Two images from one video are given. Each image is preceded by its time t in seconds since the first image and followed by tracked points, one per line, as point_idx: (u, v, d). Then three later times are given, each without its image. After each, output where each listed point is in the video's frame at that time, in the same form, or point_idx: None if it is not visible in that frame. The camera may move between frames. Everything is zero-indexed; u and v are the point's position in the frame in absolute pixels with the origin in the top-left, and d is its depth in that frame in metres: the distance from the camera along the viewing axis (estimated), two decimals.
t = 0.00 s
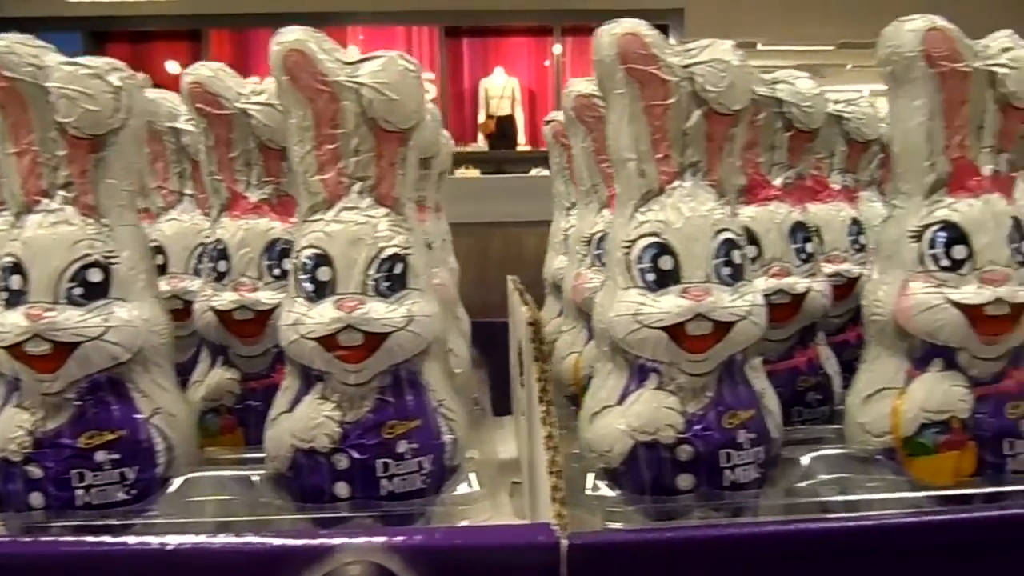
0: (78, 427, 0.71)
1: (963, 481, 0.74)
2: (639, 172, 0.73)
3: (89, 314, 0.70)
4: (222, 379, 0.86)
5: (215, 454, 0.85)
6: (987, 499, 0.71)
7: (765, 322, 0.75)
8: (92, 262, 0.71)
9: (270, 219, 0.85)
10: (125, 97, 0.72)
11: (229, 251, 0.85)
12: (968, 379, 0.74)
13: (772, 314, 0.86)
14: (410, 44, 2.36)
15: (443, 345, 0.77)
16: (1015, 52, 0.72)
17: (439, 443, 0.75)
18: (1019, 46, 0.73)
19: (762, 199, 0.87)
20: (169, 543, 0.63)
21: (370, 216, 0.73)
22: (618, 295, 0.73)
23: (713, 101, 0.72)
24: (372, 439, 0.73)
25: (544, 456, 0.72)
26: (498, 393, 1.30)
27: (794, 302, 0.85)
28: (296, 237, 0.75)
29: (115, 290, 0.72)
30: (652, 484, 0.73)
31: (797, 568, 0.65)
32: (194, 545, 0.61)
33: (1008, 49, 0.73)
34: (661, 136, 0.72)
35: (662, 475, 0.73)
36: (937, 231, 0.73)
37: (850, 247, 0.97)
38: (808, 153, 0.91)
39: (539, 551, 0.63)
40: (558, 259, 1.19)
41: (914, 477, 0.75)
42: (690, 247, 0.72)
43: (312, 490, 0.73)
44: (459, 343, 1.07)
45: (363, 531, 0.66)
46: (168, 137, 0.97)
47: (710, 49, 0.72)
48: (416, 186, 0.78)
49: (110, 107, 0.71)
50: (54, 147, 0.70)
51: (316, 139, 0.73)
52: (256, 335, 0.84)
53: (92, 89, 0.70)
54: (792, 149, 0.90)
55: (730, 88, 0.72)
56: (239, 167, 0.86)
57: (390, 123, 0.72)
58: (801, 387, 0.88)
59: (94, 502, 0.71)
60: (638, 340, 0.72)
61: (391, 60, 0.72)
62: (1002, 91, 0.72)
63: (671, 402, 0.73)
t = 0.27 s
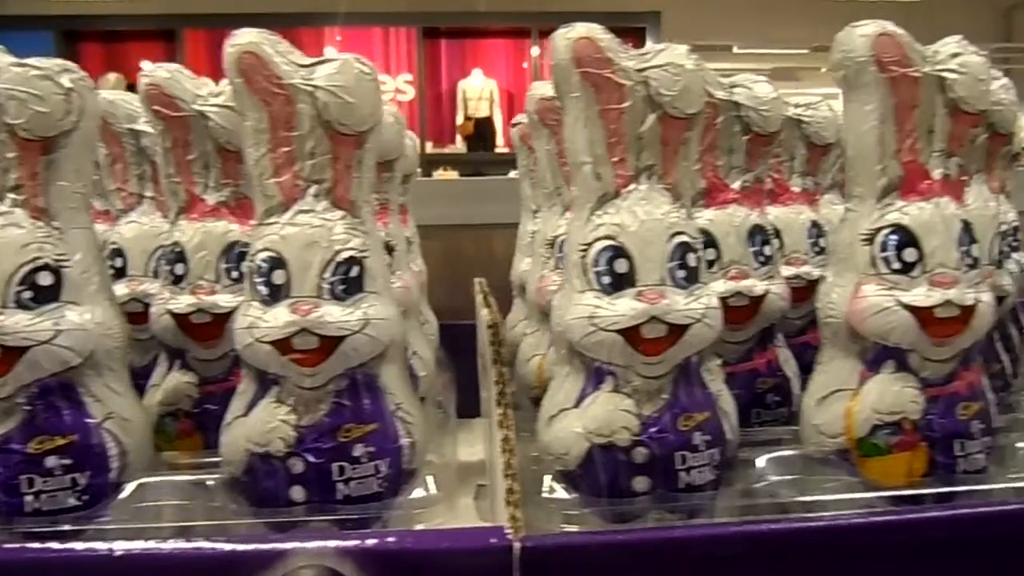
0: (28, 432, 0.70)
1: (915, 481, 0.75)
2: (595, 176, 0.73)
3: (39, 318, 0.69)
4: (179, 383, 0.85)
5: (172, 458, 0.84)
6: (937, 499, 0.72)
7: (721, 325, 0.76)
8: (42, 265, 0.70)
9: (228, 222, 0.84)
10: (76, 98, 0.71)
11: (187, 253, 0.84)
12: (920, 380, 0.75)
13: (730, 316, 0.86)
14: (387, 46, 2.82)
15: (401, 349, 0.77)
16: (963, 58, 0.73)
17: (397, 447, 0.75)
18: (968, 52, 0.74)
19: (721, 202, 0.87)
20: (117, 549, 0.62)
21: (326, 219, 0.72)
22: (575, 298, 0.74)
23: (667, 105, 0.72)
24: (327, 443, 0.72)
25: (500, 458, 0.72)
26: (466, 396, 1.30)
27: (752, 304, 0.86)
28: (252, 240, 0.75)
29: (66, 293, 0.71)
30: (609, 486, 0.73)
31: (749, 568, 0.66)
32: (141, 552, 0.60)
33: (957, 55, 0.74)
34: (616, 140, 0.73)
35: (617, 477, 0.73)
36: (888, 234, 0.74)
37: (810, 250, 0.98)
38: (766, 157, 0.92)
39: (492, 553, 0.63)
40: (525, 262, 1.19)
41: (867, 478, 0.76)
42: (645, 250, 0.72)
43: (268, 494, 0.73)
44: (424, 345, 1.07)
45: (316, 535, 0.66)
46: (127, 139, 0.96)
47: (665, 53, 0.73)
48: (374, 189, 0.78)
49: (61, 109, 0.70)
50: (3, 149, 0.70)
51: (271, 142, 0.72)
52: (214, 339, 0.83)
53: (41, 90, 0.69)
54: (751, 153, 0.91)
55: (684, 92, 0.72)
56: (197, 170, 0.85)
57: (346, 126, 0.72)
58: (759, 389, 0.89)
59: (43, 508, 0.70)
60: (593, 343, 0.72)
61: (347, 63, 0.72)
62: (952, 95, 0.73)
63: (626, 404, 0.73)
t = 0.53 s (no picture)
0: None
1: (871, 483, 0.76)
2: (554, 179, 0.74)
3: None
4: (138, 387, 0.85)
5: (130, 463, 0.83)
6: (892, 500, 0.72)
7: (680, 327, 0.76)
8: None
9: (188, 224, 0.84)
10: (29, 99, 0.70)
11: (146, 256, 0.83)
12: (875, 383, 0.76)
13: (693, 318, 0.87)
14: (366, 49, 2.98)
15: (361, 352, 0.77)
16: (917, 64, 0.74)
17: (356, 450, 0.75)
18: (921, 57, 0.75)
19: (682, 205, 0.88)
20: (67, 555, 0.62)
21: (284, 222, 0.72)
22: (534, 301, 0.74)
23: (625, 109, 0.72)
24: (285, 446, 0.72)
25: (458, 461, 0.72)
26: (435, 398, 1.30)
27: (714, 307, 0.87)
28: (209, 243, 0.74)
29: (19, 296, 0.70)
30: (567, 489, 0.73)
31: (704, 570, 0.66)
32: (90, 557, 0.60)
33: (911, 60, 0.75)
34: (575, 144, 0.73)
35: (576, 480, 0.73)
36: (844, 238, 0.75)
37: (774, 253, 0.99)
38: (728, 161, 0.92)
39: (446, 557, 0.63)
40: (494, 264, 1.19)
41: (824, 479, 0.77)
42: (603, 253, 0.72)
43: (225, 499, 0.72)
44: (391, 347, 1.07)
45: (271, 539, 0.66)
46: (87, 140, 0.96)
47: (623, 57, 0.73)
48: (334, 192, 0.77)
49: (14, 110, 0.69)
50: None
51: (228, 144, 0.72)
52: (174, 342, 0.83)
53: None
54: (712, 156, 0.91)
55: (641, 96, 0.72)
56: (156, 172, 0.85)
57: (303, 129, 0.71)
58: (721, 391, 0.90)
59: None
60: (552, 346, 0.72)
61: (305, 65, 0.72)
62: (906, 101, 0.74)
63: (585, 407, 0.73)
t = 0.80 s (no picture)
0: None
1: (830, 485, 0.76)
2: (514, 183, 0.74)
3: None
4: (96, 392, 0.84)
5: (88, 468, 0.82)
6: (849, 503, 0.73)
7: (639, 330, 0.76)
8: None
9: (147, 228, 0.83)
10: None
11: (104, 260, 0.82)
12: (833, 386, 0.77)
13: (656, 322, 0.87)
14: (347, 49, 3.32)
15: (320, 357, 0.76)
16: (873, 69, 0.75)
17: (315, 455, 0.74)
18: (878, 63, 0.76)
19: (646, 209, 0.89)
20: (17, 562, 0.61)
21: (241, 225, 0.72)
22: (494, 305, 0.74)
23: (584, 113, 0.73)
24: (242, 451, 0.71)
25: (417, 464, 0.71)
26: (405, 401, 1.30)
27: (676, 311, 0.87)
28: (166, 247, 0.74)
29: None
30: (527, 492, 0.73)
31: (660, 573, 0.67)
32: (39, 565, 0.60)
33: (867, 65, 0.76)
34: (534, 147, 0.73)
35: (535, 484, 0.73)
36: (802, 242, 0.76)
37: (739, 256, 1.00)
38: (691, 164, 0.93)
39: (401, 562, 0.63)
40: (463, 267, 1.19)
41: (783, 482, 0.77)
42: (562, 257, 0.72)
43: (181, 504, 0.72)
44: (358, 350, 1.07)
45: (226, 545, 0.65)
46: (47, 142, 0.95)
47: (582, 61, 0.73)
48: (294, 195, 0.77)
49: None
50: None
51: (184, 147, 0.71)
52: (132, 347, 0.82)
53: None
54: (675, 160, 0.91)
55: (600, 101, 0.73)
56: (115, 175, 0.84)
57: (260, 132, 0.71)
58: (684, 394, 0.90)
59: None
60: (511, 350, 0.72)
61: (262, 68, 0.72)
62: (862, 105, 0.75)
63: (544, 411, 0.73)
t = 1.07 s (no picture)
0: None
1: (792, 490, 0.77)
2: (477, 188, 0.74)
3: None
4: (57, 398, 0.82)
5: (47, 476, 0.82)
6: (811, 507, 0.73)
7: (603, 336, 0.76)
8: None
9: (109, 232, 0.83)
10: None
11: (65, 264, 0.81)
12: (795, 391, 0.77)
13: (621, 327, 0.87)
14: (330, 51, 3.38)
15: (283, 362, 0.76)
16: (834, 76, 0.76)
17: (277, 461, 0.74)
18: (839, 70, 0.77)
19: (613, 213, 0.89)
20: None
21: (201, 231, 0.71)
22: (456, 310, 0.74)
23: (546, 119, 0.72)
24: (202, 458, 0.71)
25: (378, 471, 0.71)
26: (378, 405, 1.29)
27: (643, 315, 0.87)
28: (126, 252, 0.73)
29: None
30: (490, 498, 0.73)
31: None
32: None
33: (828, 72, 0.76)
34: (497, 153, 0.73)
35: (498, 490, 0.73)
36: (764, 248, 0.76)
37: (708, 260, 1.00)
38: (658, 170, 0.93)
39: (359, 569, 0.63)
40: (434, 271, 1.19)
41: (747, 487, 0.77)
42: (524, 262, 0.72)
43: (139, 511, 0.71)
44: (327, 355, 1.05)
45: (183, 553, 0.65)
46: (10, 144, 0.94)
47: (545, 67, 0.73)
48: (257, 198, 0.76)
49: None
50: None
51: (144, 152, 0.70)
52: (93, 352, 0.81)
53: None
54: (642, 166, 0.91)
55: (562, 106, 0.73)
56: (76, 178, 0.84)
57: (220, 136, 0.70)
58: (651, 399, 0.90)
59: None
60: (474, 355, 0.72)
61: (223, 72, 0.71)
62: (823, 112, 0.76)
63: (507, 417, 0.73)
